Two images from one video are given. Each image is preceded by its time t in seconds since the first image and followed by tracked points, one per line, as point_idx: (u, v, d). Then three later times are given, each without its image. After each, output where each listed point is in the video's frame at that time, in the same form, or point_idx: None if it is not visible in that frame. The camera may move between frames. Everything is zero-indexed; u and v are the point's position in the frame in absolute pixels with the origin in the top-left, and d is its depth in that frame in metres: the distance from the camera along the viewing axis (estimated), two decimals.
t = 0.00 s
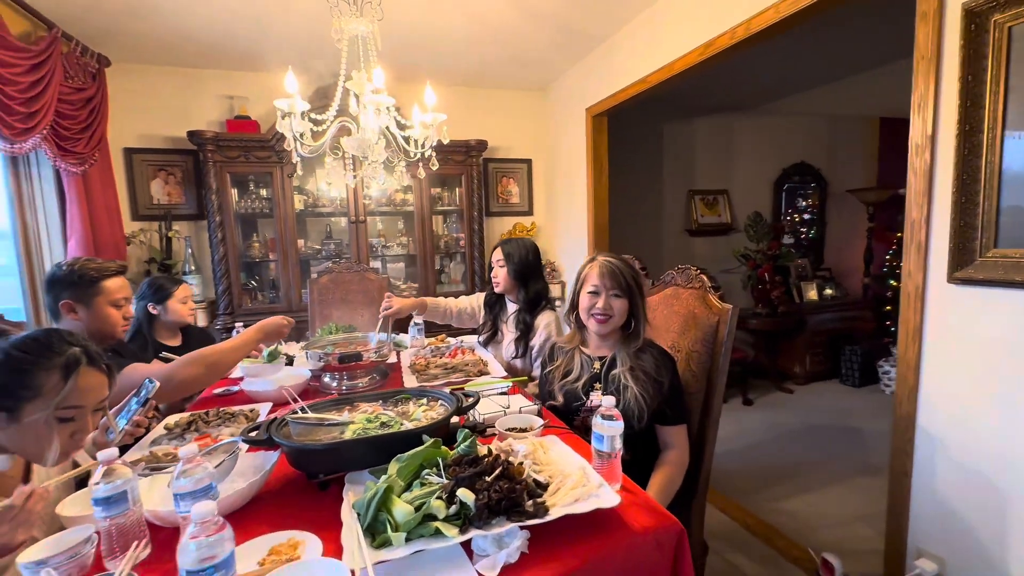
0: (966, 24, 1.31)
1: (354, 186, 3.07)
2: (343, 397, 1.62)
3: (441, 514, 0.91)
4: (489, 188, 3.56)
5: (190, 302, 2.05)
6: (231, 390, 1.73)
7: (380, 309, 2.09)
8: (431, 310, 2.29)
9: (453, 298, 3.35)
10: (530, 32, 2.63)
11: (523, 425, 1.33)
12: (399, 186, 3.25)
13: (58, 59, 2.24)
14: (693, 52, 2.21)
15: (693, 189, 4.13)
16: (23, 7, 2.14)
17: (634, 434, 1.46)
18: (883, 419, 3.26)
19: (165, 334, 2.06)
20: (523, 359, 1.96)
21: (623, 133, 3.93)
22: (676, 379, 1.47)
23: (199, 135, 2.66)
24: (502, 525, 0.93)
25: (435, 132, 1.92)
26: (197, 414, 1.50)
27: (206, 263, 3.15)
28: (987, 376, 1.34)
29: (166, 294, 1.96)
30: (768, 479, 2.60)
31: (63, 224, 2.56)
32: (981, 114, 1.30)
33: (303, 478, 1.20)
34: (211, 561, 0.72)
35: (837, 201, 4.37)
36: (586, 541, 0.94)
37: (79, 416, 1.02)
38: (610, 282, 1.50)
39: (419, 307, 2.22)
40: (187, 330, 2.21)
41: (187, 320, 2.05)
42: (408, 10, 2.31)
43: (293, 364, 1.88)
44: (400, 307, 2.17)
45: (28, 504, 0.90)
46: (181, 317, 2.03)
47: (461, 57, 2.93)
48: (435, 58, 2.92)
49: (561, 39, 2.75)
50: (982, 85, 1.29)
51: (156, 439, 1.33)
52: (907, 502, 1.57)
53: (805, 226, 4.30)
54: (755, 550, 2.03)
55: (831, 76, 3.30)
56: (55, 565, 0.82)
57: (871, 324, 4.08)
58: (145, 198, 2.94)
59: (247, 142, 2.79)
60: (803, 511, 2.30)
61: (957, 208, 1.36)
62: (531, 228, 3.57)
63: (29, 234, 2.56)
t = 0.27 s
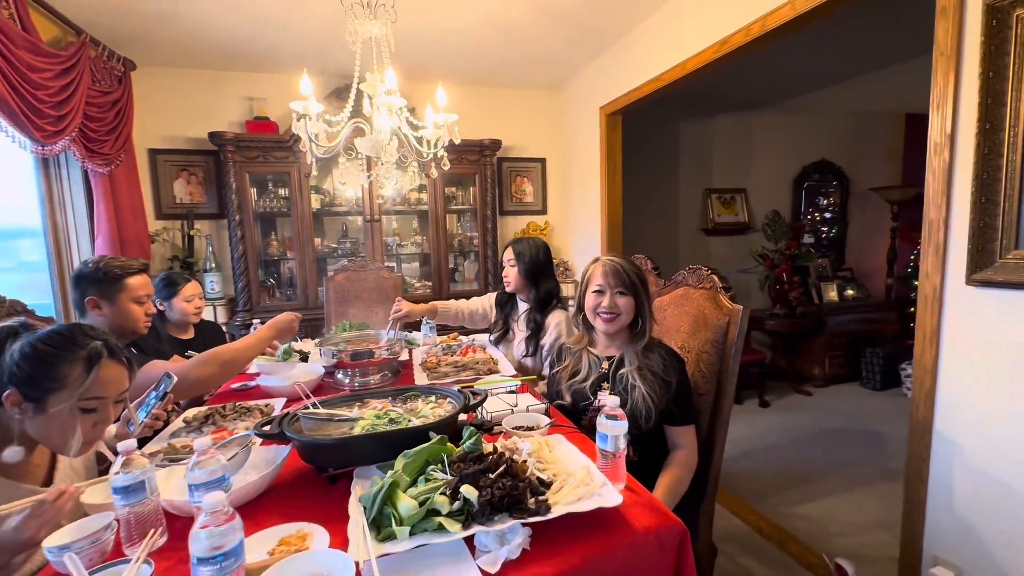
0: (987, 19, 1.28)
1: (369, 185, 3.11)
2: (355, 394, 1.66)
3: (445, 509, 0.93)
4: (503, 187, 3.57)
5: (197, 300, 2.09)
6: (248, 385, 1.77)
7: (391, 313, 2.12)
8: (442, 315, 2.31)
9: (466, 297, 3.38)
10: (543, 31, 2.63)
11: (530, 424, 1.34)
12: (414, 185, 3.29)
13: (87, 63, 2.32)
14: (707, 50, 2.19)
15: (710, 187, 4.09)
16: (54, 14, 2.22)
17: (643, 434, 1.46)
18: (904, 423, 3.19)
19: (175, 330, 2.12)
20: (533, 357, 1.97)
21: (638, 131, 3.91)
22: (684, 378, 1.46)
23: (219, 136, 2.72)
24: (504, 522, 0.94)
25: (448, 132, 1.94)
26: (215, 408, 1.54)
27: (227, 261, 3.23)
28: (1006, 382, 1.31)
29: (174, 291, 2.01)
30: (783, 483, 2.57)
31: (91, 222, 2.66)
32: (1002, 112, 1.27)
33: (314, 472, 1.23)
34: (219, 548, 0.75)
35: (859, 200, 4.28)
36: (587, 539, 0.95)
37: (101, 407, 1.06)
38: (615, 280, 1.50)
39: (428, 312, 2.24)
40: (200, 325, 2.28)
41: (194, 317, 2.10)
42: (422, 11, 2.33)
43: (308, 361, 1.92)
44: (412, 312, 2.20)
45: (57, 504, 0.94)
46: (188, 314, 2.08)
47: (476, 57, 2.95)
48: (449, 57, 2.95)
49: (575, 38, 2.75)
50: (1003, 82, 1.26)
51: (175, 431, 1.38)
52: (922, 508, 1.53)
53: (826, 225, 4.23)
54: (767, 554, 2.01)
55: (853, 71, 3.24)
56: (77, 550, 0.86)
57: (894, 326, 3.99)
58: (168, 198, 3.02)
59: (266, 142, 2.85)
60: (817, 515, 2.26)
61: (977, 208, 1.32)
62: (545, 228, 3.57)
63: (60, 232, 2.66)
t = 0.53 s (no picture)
0: (1013, 9, 1.23)
1: (382, 183, 3.13)
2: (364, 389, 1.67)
3: (447, 504, 0.93)
4: (515, 184, 3.57)
5: (210, 297, 2.13)
6: (259, 380, 1.80)
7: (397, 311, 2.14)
8: (448, 312, 2.31)
9: (477, 294, 3.38)
10: (555, 27, 2.62)
11: (536, 421, 1.34)
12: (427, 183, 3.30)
13: (107, 64, 2.37)
14: (722, 44, 2.15)
15: (725, 184, 4.03)
16: (76, 15, 2.27)
17: (652, 433, 1.45)
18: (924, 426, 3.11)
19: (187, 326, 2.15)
20: (542, 355, 1.96)
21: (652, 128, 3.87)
22: (695, 376, 1.44)
23: (235, 134, 2.76)
24: (506, 518, 0.94)
25: (460, 128, 1.94)
26: (227, 401, 1.56)
27: (242, 257, 3.28)
28: None
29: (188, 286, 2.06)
30: (797, 485, 2.53)
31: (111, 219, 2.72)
32: None
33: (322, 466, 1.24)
34: (220, 540, 0.76)
35: (880, 197, 4.18)
36: (589, 537, 0.94)
37: (116, 399, 1.06)
38: (623, 277, 1.49)
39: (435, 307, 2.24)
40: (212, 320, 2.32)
41: (206, 313, 2.13)
42: (433, 8, 2.34)
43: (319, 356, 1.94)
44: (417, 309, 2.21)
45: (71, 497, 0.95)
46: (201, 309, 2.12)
47: (488, 54, 2.95)
48: (460, 54, 2.94)
49: (588, 34, 2.73)
50: None
51: (188, 424, 1.40)
52: (939, 513, 1.50)
53: (846, 223, 4.14)
54: (779, 557, 1.98)
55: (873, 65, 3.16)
56: (88, 538, 0.88)
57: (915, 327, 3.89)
58: (186, 196, 3.08)
59: (280, 140, 2.88)
60: (832, 519, 2.22)
61: (1000, 205, 1.28)
62: (556, 225, 3.56)
63: (82, 228, 2.73)
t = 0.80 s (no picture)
0: None
1: (401, 181, 3.15)
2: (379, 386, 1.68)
3: (454, 504, 0.92)
4: (534, 182, 3.55)
5: (252, 288, 2.19)
6: (278, 375, 1.82)
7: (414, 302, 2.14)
8: (463, 306, 2.29)
9: (494, 292, 3.38)
10: (574, 23, 2.59)
11: (548, 421, 1.33)
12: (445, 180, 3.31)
13: (137, 66, 2.43)
14: (746, 37, 2.10)
15: (750, 182, 3.94)
16: (107, 20, 2.35)
17: (670, 436, 1.42)
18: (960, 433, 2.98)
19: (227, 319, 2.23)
20: (558, 354, 1.94)
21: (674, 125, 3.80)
22: (716, 378, 1.41)
23: (258, 134, 2.82)
24: (514, 519, 0.93)
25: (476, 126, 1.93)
26: (246, 396, 1.59)
27: (265, 255, 3.34)
28: None
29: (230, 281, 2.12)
30: (821, 492, 2.45)
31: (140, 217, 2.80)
32: None
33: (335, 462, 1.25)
34: (227, 534, 0.76)
35: (914, 194, 4.02)
36: (598, 541, 0.93)
37: (136, 389, 1.09)
38: (643, 277, 1.43)
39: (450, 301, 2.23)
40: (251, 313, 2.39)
41: (248, 304, 2.21)
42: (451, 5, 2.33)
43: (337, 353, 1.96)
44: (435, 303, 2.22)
45: (88, 485, 0.97)
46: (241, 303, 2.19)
47: (507, 51, 2.93)
48: (479, 52, 2.94)
49: (608, 30, 2.69)
50: None
51: (207, 417, 1.42)
52: (974, 525, 1.43)
53: (877, 221, 4.00)
54: (802, 565, 1.92)
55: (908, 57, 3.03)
56: (105, 527, 0.90)
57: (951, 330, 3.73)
58: (211, 194, 3.15)
59: (302, 139, 2.92)
60: (858, 528, 2.15)
61: None
62: (575, 224, 3.53)
63: (113, 226, 2.82)
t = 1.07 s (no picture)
0: None
1: (416, 179, 3.15)
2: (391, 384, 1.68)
3: (461, 505, 0.91)
4: (549, 179, 3.52)
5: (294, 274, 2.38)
6: (293, 370, 1.84)
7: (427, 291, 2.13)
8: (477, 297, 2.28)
9: (509, 290, 3.37)
10: (591, 17, 2.55)
11: (559, 421, 1.31)
12: (460, 177, 3.30)
13: (158, 66, 2.47)
14: (767, 29, 2.04)
15: (771, 178, 3.85)
16: (130, 20, 2.39)
17: (686, 438, 1.38)
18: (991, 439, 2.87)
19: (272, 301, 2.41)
20: (571, 354, 1.92)
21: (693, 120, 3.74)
22: (734, 380, 1.37)
23: (276, 132, 2.85)
24: (521, 521, 0.91)
25: (489, 122, 1.91)
26: (260, 391, 1.60)
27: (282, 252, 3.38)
28: None
29: (275, 263, 2.32)
30: (843, 497, 2.38)
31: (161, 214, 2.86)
32: None
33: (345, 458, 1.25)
34: (232, 531, 0.76)
35: (945, 191, 3.88)
36: (607, 545, 0.91)
37: (150, 383, 1.09)
38: (661, 275, 1.38)
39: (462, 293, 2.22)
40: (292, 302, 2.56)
41: (291, 289, 2.40)
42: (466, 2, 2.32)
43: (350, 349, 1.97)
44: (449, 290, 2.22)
45: (82, 478, 0.94)
46: (285, 286, 2.37)
47: (522, 46, 2.91)
48: (495, 48, 2.92)
49: (625, 23, 2.65)
50: None
51: (221, 413, 1.43)
52: (1005, 536, 1.37)
53: (905, 219, 3.87)
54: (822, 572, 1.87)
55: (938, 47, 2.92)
56: (118, 520, 0.91)
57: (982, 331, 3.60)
58: (231, 192, 3.20)
59: (318, 137, 2.95)
60: (881, 535, 2.08)
61: None
62: (591, 221, 3.49)
63: (136, 224, 2.88)
